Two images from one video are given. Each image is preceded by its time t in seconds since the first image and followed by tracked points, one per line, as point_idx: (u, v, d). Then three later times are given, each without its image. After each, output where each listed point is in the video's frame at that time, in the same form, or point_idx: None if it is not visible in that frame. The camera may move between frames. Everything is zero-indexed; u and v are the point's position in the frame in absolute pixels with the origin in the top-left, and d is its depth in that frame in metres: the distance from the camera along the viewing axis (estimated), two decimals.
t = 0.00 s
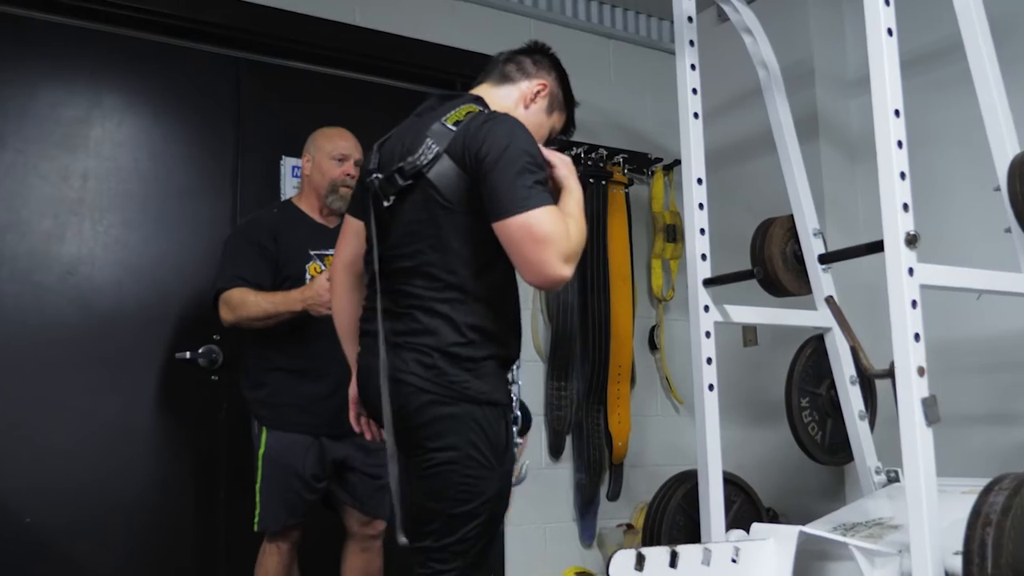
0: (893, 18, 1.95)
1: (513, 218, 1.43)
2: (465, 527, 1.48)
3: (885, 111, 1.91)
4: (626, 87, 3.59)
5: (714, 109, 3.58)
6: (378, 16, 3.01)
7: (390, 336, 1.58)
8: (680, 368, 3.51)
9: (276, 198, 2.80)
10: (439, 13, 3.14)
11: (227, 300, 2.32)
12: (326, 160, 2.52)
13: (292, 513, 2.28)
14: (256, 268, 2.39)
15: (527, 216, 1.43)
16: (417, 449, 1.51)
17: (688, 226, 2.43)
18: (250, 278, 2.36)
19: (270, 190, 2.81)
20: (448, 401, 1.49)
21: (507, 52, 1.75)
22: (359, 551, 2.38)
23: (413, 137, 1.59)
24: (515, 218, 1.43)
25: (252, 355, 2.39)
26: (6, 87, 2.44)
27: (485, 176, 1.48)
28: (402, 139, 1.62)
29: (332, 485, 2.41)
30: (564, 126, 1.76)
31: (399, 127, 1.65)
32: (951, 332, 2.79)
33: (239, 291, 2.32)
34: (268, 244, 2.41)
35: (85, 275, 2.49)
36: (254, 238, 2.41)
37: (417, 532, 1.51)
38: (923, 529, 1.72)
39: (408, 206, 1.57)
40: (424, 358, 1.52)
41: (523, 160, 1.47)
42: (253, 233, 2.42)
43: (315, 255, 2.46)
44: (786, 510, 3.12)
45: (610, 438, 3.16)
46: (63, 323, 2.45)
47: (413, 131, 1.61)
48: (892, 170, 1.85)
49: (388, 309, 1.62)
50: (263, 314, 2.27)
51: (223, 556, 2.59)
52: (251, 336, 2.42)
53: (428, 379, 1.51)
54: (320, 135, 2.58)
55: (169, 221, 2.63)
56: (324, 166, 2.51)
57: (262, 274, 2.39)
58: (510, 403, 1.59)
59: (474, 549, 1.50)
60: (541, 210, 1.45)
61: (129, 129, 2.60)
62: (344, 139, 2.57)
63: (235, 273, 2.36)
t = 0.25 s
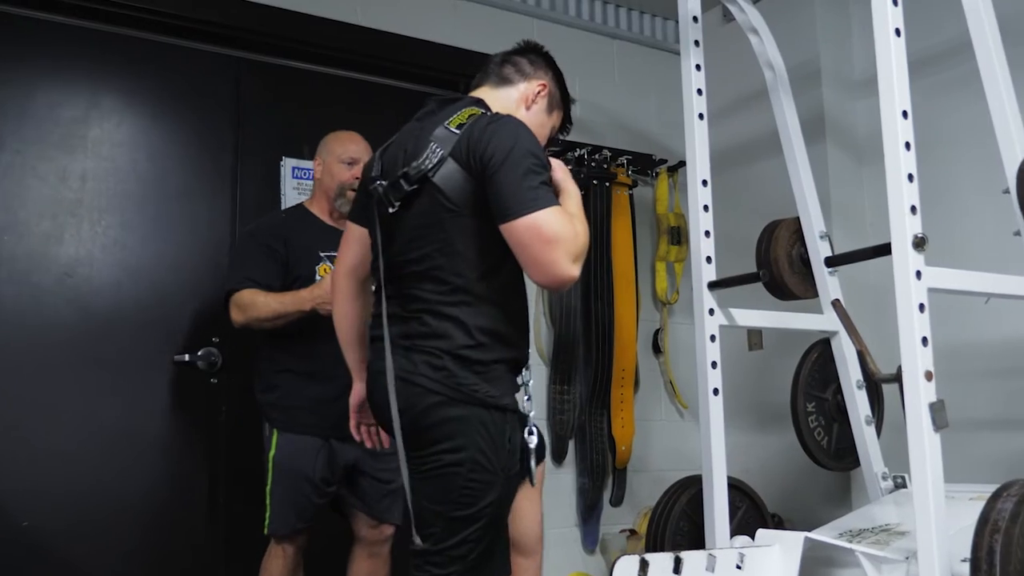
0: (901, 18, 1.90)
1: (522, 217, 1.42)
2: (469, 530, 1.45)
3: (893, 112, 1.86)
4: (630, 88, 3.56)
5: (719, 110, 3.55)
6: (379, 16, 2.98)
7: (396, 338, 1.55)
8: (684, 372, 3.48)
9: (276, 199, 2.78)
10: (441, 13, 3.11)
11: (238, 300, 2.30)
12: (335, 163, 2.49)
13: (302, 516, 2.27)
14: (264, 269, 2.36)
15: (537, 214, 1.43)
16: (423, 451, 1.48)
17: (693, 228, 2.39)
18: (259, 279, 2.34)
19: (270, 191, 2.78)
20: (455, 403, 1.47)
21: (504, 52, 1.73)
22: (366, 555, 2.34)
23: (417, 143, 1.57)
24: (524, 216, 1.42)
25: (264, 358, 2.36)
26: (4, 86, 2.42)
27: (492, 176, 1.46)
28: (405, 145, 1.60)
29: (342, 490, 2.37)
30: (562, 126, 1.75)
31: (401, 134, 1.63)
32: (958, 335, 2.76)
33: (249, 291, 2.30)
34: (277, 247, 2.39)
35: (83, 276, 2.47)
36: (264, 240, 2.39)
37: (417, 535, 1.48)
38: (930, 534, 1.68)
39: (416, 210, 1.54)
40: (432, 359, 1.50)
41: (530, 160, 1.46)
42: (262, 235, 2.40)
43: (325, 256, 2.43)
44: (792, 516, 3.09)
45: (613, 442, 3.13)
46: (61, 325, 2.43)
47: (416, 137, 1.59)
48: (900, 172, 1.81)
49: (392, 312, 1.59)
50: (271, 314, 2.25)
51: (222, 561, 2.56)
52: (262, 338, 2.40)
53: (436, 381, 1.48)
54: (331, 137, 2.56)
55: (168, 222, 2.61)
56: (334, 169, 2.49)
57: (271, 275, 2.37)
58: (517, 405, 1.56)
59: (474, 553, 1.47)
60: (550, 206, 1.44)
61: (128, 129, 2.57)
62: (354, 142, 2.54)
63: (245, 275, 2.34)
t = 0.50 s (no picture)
0: (908, 18, 1.89)
1: (536, 210, 1.42)
2: (468, 525, 1.45)
3: (899, 112, 1.85)
4: (636, 87, 3.55)
5: (725, 110, 3.54)
6: (384, 15, 2.98)
7: (403, 335, 1.55)
8: (688, 372, 3.48)
9: (280, 198, 2.78)
10: (447, 11, 3.11)
11: (262, 301, 2.36)
12: (360, 164, 2.60)
13: (325, 513, 2.28)
14: (290, 270, 2.42)
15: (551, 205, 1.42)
16: (423, 446, 1.48)
17: (698, 228, 2.38)
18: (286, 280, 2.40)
19: (274, 189, 2.78)
20: (457, 399, 1.47)
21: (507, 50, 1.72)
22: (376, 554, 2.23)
23: (429, 139, 1.57)
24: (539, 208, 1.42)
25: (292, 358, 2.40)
26: (8, 84, 2.42)
27: (503, 170, 1.46)
28: (416, 140, 1.60)
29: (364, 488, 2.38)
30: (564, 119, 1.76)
31: (410, 130, 1.65)
32: (966, 336, 2.74)
33: (276, 292, 2.36)
34: (303, 248, 2.44)
35: (88, 274, 2.47)
36: (293, 242, 2.44)
37: (415, 527, 1.47)
38: (935, 534, 1.68)
39: (426, 207, 1.54)
40: (436, 355, 1.49)
41: (541, 155, 1.46)
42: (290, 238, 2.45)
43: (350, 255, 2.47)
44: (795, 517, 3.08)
45: (616, 442, 3.13)
46: (65, 323, 2.43)
47: (427, 133, 1.59)
48: (906, 171, 1.80)
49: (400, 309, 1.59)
50: (293, 316, 2.30)
51: (226, 559, 2.56)
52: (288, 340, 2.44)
53: (440, 378, 1.48)
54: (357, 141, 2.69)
55: (171, 221, 2.60)
56: (358, 169, 2.59)
57: (297, 276, 2.43)
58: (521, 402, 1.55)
59: (470, 550, 1.47)
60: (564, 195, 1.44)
61: (132, 127, 2.57)
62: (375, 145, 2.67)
63: (269, 275, 2.40)
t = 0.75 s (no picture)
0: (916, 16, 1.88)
1: (536, 206, 1.42)
2: (475, 521, 1.45)
3: (906, 110, 1.84)
4: (642, 83, 3.54)
5: (731, 107, 3.53)
6: (390, 10, 2.98)
7: (413, 330, 1.55)
8: (692, 369, 3.47)
9: (286, 193, 2.78)
10: (453, 6, 3.10)
11: (286, 300, 2.39)
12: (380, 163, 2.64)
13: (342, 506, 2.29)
14: (315, 269, 2.43)
15: (556, 204, 1.42)
16: (432, 442, 1.48)
17: (704, 226, 2.38)
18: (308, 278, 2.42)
19: (280, 185, 2.78)
20: (467, 394, 1.47)
21: (499, 32, 1.66)
22: (386, 544, 2.12)
23: (439, 138, 1.56)
24: (543, 207, 1.42)
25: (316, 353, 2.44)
26: (15, 77, 2.42)
27: (512, 170, 1.46)
28: (425, 139, 1.59)
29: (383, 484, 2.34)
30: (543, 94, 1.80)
31: (418, 127, 1.64)
32: (972, 335, 2.73)
33: (301, 295, 2.38)
34: (327, 247, 2.44)
35: (93, 268, 2.47)
36: (317, 241, 2.45)
37: (422, 522, 1.47)
38: (939, 534, 1.67)
39: (436, 208, 1.54)
40: (446, 351, 1.49)
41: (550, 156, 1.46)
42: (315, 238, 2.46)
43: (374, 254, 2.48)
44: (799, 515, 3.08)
45: (620, 439, 3.14)
46: (71, 317, 2.43)
47: (437, 132, 1.58)
48: (913, 170, 1.80)
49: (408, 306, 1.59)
50: (316, 322, 2.32)
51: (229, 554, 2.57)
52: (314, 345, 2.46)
53: (450, 373, 1.48)
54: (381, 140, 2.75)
55: (177, 215, 2.60)
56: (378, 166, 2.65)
57: (322, 276, 2.44)
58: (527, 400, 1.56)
59: (477, 546, 1.47)
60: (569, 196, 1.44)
61: (138, 122, 2.57)
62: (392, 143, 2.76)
63: (293, 275, 2.42)
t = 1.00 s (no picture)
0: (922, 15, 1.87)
1: (528, 212, 1.41)
2: (476, 519, 1.44)
3: (911, 111, 1.83)
4: (645, 82, 3.53)
5: (734, 107, 3.52)
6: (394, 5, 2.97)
7: (415, 327, 1.54)
8: (693, 369, 3.47)
9: (287, 188, 2.77)
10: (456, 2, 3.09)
11: (296, 294, 2.40)
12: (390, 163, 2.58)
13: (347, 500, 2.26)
14: (321, 263, 2.43)
15: (545, 210, 1.41)
16: (435, 440, 1.47)
17: (706, 225, 2.37)
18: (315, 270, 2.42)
19: (281, 179, 2.77)
20: (470, 391, 1.46)
21: (493, 25, 1.63)
22: (386, 541, 2.20)
23: (439, 140, 1.55)
24: (532, 210, 1.41)
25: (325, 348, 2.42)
26: (16, 69, 2.41)
27: (507, 170, 1.45)
28: (424, 139, 1.58)
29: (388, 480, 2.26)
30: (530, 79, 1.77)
31: (417, 126, 1.63)
32: (974, 337, 2.72)
33: (309, 287, 2.39)
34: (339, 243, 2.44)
35: (93, 261, 2.46)
36: (328, 236, 2.45)
37: (423, 519, 1.47)
38: (938, 536, 1.67)
39: (435, 209, 1.53)
40: (451, 348, 1.49)
41: (548, 161, 1.45)
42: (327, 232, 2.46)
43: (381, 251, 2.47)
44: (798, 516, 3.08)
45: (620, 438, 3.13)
46: (70, 310, 2.42)
47: (437, 133, 1.57)
48: (917, 171, 1.79)
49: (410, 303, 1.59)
50: (325, 312, 2.33)
51: (227, 549, 2.56)
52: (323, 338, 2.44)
53: (453, 370, 1.47)
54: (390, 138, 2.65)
55: (177, 209, 2.60)
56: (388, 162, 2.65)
57: (330, 269, 2.43)
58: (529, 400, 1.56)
59: (477, 544, 1.46)
60: (561, 208, 1.42)
61: (139, 115, 2.56)
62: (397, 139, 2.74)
63: (304, 269, 2.43)
